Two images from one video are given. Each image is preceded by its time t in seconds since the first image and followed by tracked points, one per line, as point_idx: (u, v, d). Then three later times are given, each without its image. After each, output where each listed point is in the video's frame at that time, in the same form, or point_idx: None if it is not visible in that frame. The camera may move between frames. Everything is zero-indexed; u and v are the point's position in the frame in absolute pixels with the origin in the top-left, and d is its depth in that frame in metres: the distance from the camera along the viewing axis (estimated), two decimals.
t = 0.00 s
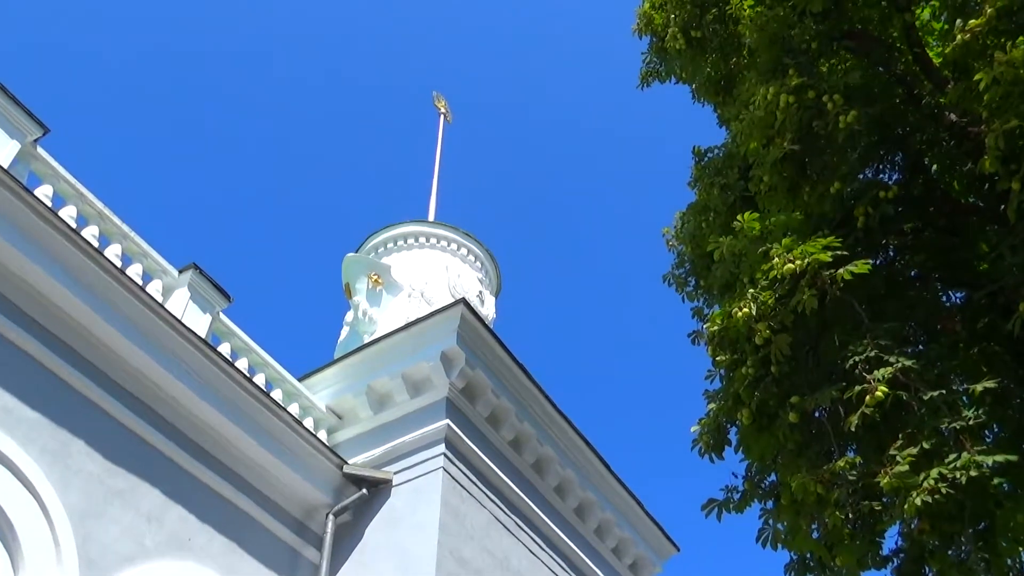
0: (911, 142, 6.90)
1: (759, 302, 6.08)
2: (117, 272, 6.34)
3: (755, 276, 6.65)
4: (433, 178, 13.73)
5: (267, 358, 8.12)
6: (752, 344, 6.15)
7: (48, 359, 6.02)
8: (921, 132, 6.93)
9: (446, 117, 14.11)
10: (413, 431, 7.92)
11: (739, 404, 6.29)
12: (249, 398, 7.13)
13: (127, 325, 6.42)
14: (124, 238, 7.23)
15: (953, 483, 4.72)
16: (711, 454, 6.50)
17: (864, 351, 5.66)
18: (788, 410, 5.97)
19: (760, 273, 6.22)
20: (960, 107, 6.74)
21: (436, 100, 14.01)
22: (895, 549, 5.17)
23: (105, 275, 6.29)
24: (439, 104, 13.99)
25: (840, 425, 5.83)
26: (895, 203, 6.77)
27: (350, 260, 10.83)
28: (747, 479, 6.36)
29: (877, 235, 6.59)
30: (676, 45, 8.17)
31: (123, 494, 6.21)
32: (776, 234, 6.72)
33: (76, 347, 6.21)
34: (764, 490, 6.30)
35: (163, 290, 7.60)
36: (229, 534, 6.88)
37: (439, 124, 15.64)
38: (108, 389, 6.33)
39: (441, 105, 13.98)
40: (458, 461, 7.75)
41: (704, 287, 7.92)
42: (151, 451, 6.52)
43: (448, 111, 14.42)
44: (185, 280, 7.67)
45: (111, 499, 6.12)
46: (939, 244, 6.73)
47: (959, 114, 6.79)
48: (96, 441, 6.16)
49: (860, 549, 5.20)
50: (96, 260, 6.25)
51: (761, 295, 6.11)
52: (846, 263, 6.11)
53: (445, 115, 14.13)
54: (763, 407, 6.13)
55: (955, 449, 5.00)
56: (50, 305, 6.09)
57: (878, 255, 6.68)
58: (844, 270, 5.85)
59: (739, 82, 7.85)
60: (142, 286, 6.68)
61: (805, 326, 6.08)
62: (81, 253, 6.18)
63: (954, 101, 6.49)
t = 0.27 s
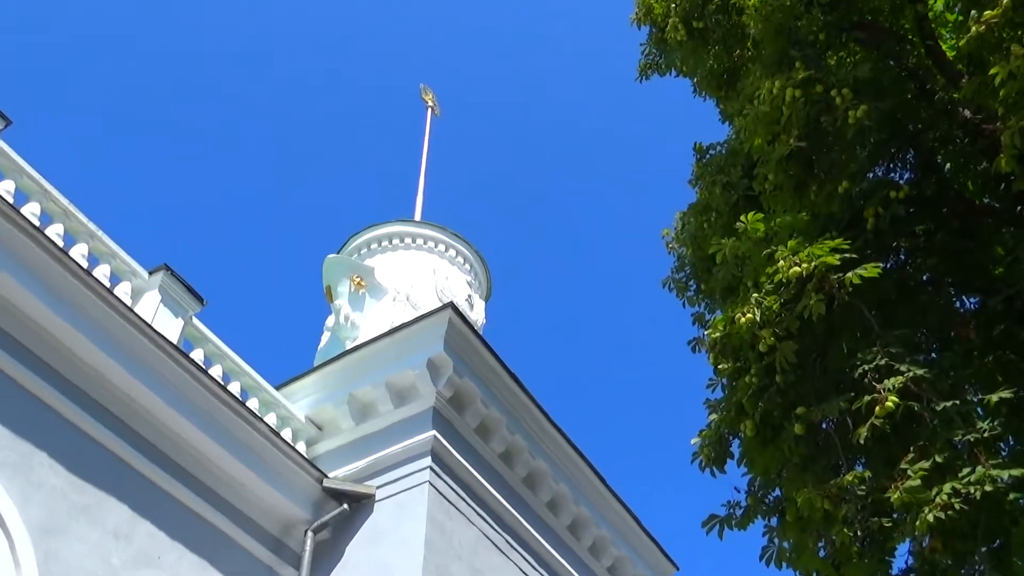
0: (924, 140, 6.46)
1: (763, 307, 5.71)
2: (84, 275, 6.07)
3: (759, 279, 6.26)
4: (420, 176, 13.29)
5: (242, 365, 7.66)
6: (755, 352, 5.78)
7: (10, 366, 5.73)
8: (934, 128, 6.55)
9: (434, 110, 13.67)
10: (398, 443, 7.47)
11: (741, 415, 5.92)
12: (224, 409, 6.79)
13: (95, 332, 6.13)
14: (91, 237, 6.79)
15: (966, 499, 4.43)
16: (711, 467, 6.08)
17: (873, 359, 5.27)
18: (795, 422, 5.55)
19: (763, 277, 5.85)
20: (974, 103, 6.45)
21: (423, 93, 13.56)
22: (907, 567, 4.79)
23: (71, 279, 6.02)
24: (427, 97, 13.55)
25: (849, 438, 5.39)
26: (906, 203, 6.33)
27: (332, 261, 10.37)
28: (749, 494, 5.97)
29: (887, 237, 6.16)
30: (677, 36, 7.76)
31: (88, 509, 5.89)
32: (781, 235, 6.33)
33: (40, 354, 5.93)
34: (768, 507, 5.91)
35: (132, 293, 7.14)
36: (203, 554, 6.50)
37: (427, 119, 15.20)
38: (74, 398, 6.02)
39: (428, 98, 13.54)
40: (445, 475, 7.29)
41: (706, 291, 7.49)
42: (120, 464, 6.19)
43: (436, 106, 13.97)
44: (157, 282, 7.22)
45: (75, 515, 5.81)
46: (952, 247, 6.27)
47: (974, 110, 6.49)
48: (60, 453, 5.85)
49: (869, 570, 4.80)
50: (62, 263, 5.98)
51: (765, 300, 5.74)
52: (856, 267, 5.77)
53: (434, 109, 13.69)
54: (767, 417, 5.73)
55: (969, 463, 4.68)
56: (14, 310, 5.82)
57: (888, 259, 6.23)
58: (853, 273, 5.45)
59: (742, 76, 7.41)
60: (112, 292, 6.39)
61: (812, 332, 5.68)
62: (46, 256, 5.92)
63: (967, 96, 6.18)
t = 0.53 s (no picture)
0: (944, 132, 6.17)
1: (774, 311, 5.45)
2: (47, 278, 5.80)
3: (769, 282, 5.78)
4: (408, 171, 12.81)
5: (215, 373, 7.17)
6: (765, 359, 5.54)
7: None
8: (955, 121, 6.20)
9: (422, 101, 13.18)
10: (382, 456, 6.97)
11: (750, 426, 5.67)
12: (197, 421, 6.43)
13: (58, 338, 5.84)
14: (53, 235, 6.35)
15: (989, 516, 4.40)
16: (717, 482, 5.84)
17: (891, 367, 5.12)
18: (805, 434, 5.37)
19: (772, 279, 5.59)
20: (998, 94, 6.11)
21: (411, 83, 13.07)
22: None
23: (32, 281, 5.74)
24: (415, 87, 13.06)
25: (864, 451, 5.21)
26: (925, 201, 5.96)
27: (312, 261, 9.86)
28: (758, 511, 5.77)
29: (905, 236, 5.80)
30: (681, 22, 7.28)
31: (50, 527, 5.54)
32: (793, 234, 5.84)
33: None
34: (778, 524, 5.73)
35: (97, 296, 6.62)
36: None
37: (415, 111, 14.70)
38: (35, 409, 5.69)
39: (416, 87, 13.04)
40: (433, 491, 6.79)
41: (712, 293, 7.02)
42: (85, 480, 5.82)
43: (424, 98, 13.48)
44: (123, 284, 6.70)
45: (35, 533, 5.46)
46: (974, 248, 5.99)
47: (997, 102, 6.16)
48: (18, 466, 5.51)
49: None
50: (23, 264, 5.71)
51: (775, 303, 5.47)
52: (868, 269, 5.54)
53: (422, 99, 13.20)
54: (776, 429, 5.53)
55: (992, 477, 4.64)
56: None
57: (905, 259, 5.89)
58: (869, 275, 5.23)
59: (751, 64, 6.96)
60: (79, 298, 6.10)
61: (822, 339, 5.53)
62: (7, 258, 5.66)
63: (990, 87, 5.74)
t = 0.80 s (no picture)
0: (967, 125, 5.67)
1: (787, 315, 5.04)
2: (13, 277, 5.39)
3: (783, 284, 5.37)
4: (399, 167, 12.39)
5: (193, 382, 6.72)
6: (778, 367, 5.12)
7: None
8: (978, 113, 5.70)
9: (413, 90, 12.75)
10: (372, 469, 6.55)
11: (762, 437, 5.25)
12: (175, 433, 6.00)
13: (25, 342, 5.42)
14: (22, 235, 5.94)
15: (1017, 531, 4.04)
16: (728, 497, 5.37)
17: (912, 375, 4.72)
18: (821, 445, 4.93)
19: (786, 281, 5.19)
20: None
21: (402, 72, 12.64)
22: None
23: None
24: (407, 77, 12.62)
25: (884, 464, 4.78)
26: (948, 197, 5.54)
27: (298, 261, 9.42)
28: (771, 527, 5.29)
29: (927, 235, 5.43)
30: (688, 8, 6.86)
31: (18, 545, 5.16)
32: (808, 233, 5.42)
33: None
34: (793, 541, 5.22)
35: (68, 299, 6.18)
36: None
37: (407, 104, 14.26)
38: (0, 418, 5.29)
39: (408, 78, 12.62)
40: (426, 506, 6.37)
41: (723, 295, 6.59)
42: (54, 494, 5.43)
43: (417, 89, 13.05)
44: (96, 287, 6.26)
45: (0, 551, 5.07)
46: (999, 249, 5.52)
47: None
48: None
49: None
50: None
51: (789, 306, 5.06)
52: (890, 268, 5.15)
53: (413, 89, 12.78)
54: (791, 440, 5.09)
55: (1019, 491, 4.26)
56: None
57: (927, 260, 5.52)
58: (888, 277, 4.81)
59: (764, 53, 6.55)
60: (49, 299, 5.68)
61: (840, 343, 5.13)
62: None
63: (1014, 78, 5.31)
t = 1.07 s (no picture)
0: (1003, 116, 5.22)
1: (812, 317, 4.60)
2: None
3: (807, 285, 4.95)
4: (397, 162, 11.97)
5: (176, 391, 6.30)
6: (802, 374, 4.69)
7: None
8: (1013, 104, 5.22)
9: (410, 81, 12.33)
10: (369, 484, 6.12)
11: (785, 449, 4.81)
12: (157, 445, 5.56)
13: None
14: None
15: None
16: (749, 512, 4.87)
17: (946, 382, 4.29)
18: (848, 456, 4.48)
19: (811, 282, 4.74)
20: None
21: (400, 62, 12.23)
22: None
23: None
24: (405, 67, 12.20)
25: (915, 478, 4.38)
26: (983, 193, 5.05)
27: (287, 262, 8.98)
28: (795, 545, 4.85)
29: (961, 234, 4.97)
30: None
31: None
32: (834, 231, 4.95)
33: None
34: (818, 560, 4.76)
35: (44, 303, 5.75)
36: None
37: (406, 96, 13.84)
38: None
39: (405, 65, 12.21)
40: (426, 524, 5.94)
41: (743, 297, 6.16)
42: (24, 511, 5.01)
43: (416, 79, 12.62)
44: (73, 290, 5.83)
45: None
46: None
47: None
48: None
49: None
50: None
51: (814, 308, 4.61)
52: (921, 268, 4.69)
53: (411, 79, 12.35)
54: (816, 452, 4.63)
55: None
56: None
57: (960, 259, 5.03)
58: (919, 277, 4.40)
59: (785, 39, 6.12)
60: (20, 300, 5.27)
61: (869, 346, 4.69)
62: None
63: None
